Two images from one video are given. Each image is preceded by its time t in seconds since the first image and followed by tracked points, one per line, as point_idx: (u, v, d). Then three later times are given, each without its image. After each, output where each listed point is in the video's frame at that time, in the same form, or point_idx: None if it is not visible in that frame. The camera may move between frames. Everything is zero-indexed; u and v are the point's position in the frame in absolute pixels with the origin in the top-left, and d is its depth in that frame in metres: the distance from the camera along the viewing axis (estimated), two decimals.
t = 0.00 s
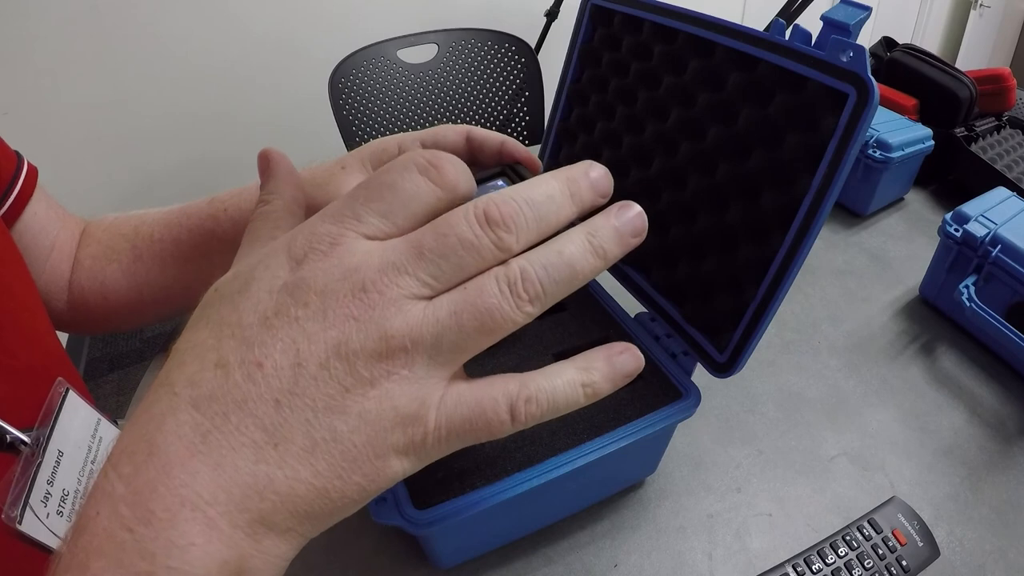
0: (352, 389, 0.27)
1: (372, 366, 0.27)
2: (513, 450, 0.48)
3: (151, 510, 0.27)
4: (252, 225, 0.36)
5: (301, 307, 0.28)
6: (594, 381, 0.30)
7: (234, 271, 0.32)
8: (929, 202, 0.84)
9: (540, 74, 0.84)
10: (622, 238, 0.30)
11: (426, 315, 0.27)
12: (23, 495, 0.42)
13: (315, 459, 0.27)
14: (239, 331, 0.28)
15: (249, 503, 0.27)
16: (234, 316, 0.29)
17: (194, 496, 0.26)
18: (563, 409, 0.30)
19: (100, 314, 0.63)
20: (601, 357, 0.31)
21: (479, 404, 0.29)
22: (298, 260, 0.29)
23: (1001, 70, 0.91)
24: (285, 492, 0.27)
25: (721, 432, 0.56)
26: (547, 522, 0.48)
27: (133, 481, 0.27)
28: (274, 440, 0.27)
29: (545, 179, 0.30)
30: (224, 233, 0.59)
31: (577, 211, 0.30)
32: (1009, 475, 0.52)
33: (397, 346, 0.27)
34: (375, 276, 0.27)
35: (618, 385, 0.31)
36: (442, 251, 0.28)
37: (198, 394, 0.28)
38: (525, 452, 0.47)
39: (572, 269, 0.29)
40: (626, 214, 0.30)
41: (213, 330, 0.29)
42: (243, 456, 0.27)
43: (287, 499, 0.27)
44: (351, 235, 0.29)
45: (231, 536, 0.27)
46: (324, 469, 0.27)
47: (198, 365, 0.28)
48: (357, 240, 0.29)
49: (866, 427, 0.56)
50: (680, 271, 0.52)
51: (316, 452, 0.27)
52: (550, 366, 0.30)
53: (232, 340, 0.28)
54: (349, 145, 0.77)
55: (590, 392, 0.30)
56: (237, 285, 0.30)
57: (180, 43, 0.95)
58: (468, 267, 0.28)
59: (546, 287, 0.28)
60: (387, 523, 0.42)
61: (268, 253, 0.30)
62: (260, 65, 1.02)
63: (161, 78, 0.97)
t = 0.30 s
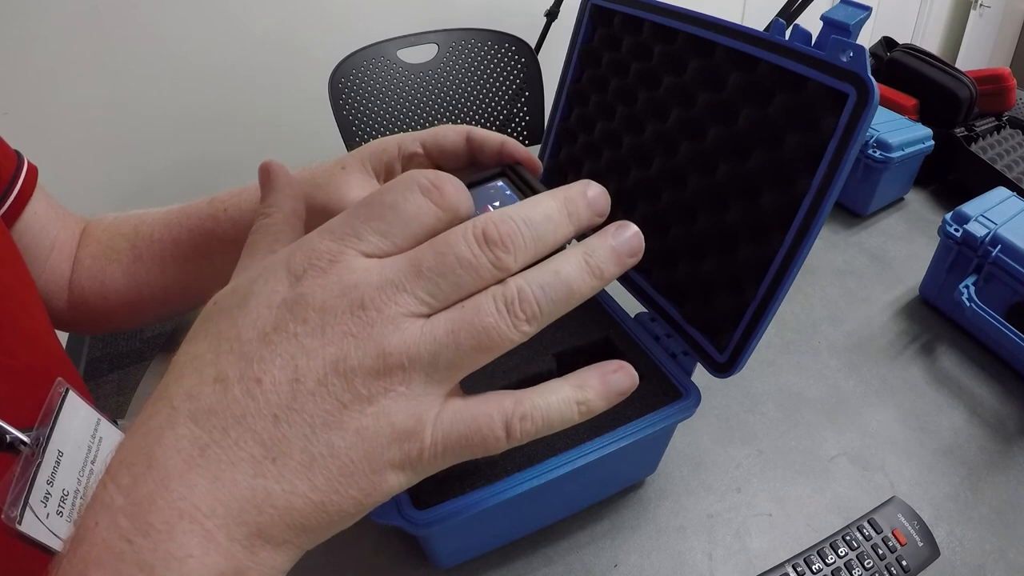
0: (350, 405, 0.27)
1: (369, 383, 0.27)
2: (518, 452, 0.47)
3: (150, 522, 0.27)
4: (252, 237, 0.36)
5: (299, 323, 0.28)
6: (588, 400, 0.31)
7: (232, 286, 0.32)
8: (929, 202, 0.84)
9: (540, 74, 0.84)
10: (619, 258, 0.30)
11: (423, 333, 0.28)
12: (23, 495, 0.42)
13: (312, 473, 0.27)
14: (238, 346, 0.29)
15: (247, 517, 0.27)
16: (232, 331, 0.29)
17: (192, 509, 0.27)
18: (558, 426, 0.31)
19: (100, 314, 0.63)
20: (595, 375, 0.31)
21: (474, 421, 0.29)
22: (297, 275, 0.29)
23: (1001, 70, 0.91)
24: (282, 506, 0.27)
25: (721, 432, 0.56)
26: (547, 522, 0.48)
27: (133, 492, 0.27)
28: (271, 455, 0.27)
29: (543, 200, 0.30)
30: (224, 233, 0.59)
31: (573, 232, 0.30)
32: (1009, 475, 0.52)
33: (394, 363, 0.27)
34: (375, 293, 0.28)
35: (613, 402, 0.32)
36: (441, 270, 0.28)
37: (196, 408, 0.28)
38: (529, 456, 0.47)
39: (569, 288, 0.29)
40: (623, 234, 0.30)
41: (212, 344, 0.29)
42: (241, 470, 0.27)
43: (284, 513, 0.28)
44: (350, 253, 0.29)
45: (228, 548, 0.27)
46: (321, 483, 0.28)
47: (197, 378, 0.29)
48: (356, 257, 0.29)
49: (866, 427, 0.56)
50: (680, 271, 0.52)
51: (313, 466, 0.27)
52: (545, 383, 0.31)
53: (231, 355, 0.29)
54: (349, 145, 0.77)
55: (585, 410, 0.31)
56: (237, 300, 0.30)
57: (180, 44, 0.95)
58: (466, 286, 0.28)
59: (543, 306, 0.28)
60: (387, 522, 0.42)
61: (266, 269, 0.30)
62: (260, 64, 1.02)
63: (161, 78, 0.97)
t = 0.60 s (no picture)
0: (357, 400, 0.28)
1: (375, 378, 0.28)
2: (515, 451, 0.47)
3: (159, 516, 0.27)
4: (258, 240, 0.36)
5: (306, 320, 0.28)
6: (593, 393, 0.31)
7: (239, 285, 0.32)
8: (929, 202, 0.84)
9: (540, 74, 0.84)
10: (621, 255, 0.30)
11: (429, 329, 0.28)
12: (23, 495, 0.42)
13: (319, 468, 0.28)
14: (246, 343, 0.29)
15: (256, 510, 0.27)
16: (240, 329, 0.29)
17: (202, 503, 0.27)
18: (563, 420, 0.31)
19: (100, 314, 0.63)
20: (598, 370, 0.32)
21: (480, 416, 0.29)
22: (303, 274, 0.30)
23: (1001, 70, 0.91)
24: (290, 500, 0.28)
25: (721, 432, 0.56)
26: (547, 522, 0.48)
27: (142, 488, 0.27)
28: (278, 449, 0.27)
29: (545, 199, 0.30)
30: (224, 233, 0.59)
31: (575, 230, 0.31)
32: (1009, 475, 0.52)
33: (400, 359, 0.28)
34: (380, 291, 0.28)
35: (616, 397, 0.32)
36: (443, 267, 0.28)
37: (206, 403, 0.28)
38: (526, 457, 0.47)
39: (570, 285, 0.29)
40: (623, 232, 0.30)
41: (219, 342, 0.30)
42: (250, 464, 0.27)
43: (293, 506, 0.28)
44: (355, 251, 0.29)
45: (236, 542, 0.27)
46: (329, 478, 0.28)
47: (206, 376, 0.29)
48: (361, 255, 0.30)
49: (866, 427, 0.56)
50: (681, 271, 0.52)
51: (320, 458, 0.28)
52: (550, 378, 0.31)
53: (239, 351, 0.29)
54: (349, 145, 0.77)
55: (590, 404, 0.31)
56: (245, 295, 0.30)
57: (181, 44, 0.95)
58: (469, 283, 0.29)
59: (545, 302, 0.29)
60: (387, 522, 0.42)
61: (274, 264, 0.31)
62: (261, 63, 1.02)
63: (161, 78, 0.97)
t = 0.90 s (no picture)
0: (434, 344, 0.28)
1: (452, 323, 0.29)
2: (513, 450, 0.48)
3: (235, 460, 0.27)
4: (320, 232, 0.35)
5: (382, 271, 0.30)
6: (657, 340, 0.30)
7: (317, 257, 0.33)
8: (928, 202, 0.84)
9: (540, 74, 0.84)
10: (668, 214, 0.30)
11: (499, 280, 0.29)
12: (23, 494, 0.42)
13: (399, 409, 0.28)
14: (325, 296, 0.30)
15: (334, 451, 0.27)
16: (319, 288, 0.30)
17: (279, 443, 0.27)
18: (630, 369, 0.30)
19: (100, 315, 0.63)
20: (663, 321, 0.31)
21: (551, 362, 0.29)
22: (377, 238, 0.31)
23: (1001, 70, 0.91)
24: (369, 441, 0.28)
25: (721, 432, 0.56)
26: (547, 522, 0.48)
27: (217, 435, 0.27)
28: (359, 390, 0.28)
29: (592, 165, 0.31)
30: (224, 233, 0.60)
31: (624, 193, 0.31)
32: (1008, 474, 0.52)
33: (472, 305, 0.28)
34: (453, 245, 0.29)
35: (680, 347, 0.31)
36: (506, 225, 0.29)
37: (285, 352, 0.28)
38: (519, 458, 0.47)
39: (626, 240, 0.30)
40: (669, 194, 0.31)
41: (297, 300, 0.30)
42: (331, 405, 0.27)
43: (371, 448, 0.28)
44: (422, 216, 0.31)
45: (313, 486, 0.27)
46: (408, 421, 0.28)
47: (284, 330, 0.29)
48: (429, 219, 0.31)
49: (866, 427, 0.56)
50: (681, 271, 0.52)
51: (401, 398, 0.28)
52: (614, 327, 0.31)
53: (319, 305, 0.30)
54: (349, 145, 0.77)
55: (655, 351, 0.30)
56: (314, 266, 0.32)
57: (183, 44, 0.95)
58: (532, 240, 0.30)
59: (605, 255, 0.29)
60: (387, 523, 0.42)
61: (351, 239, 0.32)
62: (262, 63, 1.02)
63: (161, 78, 0.97)
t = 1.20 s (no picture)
0: (453, 332, 0.29)
1: (470, 313, 0.29)
2: (512, 450, 0.48)
3: (255, 450, 0.27)
4: (332, 232, 0.35)
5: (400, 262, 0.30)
6: (670, 328, 0.31)
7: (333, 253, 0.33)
8: (928, 203, 0.84)
9: (540, 74, 0.84)
10: (677, 208, 0.31)
11: (515, 271, 0.29)
12: (24, 494, 0.42)
13: (418, 397, 0.28)
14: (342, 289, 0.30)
15: (354, 440, 0.28)
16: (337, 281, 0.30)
17: (298, 433, 0.27)
18: (644, 357, 0.31)
19: (100, 316, 0.63)
20: (676, 310, 0.31)
21: (568, 350, 0.30)
22: (394, 233, 0.31)
23: (1001, 70, 0.91)
24: (390, 429, 0.28)
25: (721, 431, 0.56)
26: (546, 522, 0.48)
27: (236, 425, 0.27)
28: (379, 379, 0.28)
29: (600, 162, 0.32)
30: (224, 233, 0.60)
31: (631, 188, 0.32)
32: (1007, 474, 0.52)
33: (490, 293, 0.29)
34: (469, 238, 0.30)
35: (692, 337, 0.32)
36: (519, 217, 0.30)
37: (306, 342, 0.29)
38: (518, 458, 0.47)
39: (637, 232, 0.30)
40: (676, 189, 0.32)
41: (315, 294, 0.30)
42: (352, 394, 0.28)
43: (391, 436, 0.28)
44: (438, 211, 0.32)
45: (333, 475, 0.27)
46: (428, 409, 0.28)
47: (303, 320, 0.29)
48: (445, 214, 0.32)
49: (866, 426, 0.56)
50: (681, 272, 0.52)
51: (421, 387, 0.28)
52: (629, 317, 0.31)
53: (337, 296, 0.30)
54: (349, 145, 0.77)
55: (669, 339, 0.31)
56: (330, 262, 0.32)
57: (183, 44, 0.95)
58: (546, 232, 0.30)
59: (617, 246, 0.30)
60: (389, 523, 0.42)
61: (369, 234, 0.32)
62: (261, 63, 1.02)
63: (161, 78, 0.97)
